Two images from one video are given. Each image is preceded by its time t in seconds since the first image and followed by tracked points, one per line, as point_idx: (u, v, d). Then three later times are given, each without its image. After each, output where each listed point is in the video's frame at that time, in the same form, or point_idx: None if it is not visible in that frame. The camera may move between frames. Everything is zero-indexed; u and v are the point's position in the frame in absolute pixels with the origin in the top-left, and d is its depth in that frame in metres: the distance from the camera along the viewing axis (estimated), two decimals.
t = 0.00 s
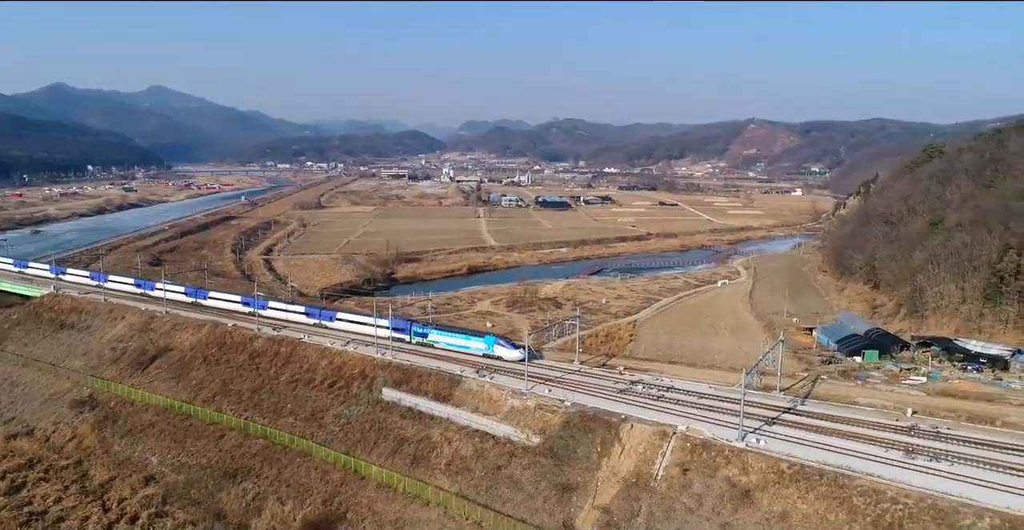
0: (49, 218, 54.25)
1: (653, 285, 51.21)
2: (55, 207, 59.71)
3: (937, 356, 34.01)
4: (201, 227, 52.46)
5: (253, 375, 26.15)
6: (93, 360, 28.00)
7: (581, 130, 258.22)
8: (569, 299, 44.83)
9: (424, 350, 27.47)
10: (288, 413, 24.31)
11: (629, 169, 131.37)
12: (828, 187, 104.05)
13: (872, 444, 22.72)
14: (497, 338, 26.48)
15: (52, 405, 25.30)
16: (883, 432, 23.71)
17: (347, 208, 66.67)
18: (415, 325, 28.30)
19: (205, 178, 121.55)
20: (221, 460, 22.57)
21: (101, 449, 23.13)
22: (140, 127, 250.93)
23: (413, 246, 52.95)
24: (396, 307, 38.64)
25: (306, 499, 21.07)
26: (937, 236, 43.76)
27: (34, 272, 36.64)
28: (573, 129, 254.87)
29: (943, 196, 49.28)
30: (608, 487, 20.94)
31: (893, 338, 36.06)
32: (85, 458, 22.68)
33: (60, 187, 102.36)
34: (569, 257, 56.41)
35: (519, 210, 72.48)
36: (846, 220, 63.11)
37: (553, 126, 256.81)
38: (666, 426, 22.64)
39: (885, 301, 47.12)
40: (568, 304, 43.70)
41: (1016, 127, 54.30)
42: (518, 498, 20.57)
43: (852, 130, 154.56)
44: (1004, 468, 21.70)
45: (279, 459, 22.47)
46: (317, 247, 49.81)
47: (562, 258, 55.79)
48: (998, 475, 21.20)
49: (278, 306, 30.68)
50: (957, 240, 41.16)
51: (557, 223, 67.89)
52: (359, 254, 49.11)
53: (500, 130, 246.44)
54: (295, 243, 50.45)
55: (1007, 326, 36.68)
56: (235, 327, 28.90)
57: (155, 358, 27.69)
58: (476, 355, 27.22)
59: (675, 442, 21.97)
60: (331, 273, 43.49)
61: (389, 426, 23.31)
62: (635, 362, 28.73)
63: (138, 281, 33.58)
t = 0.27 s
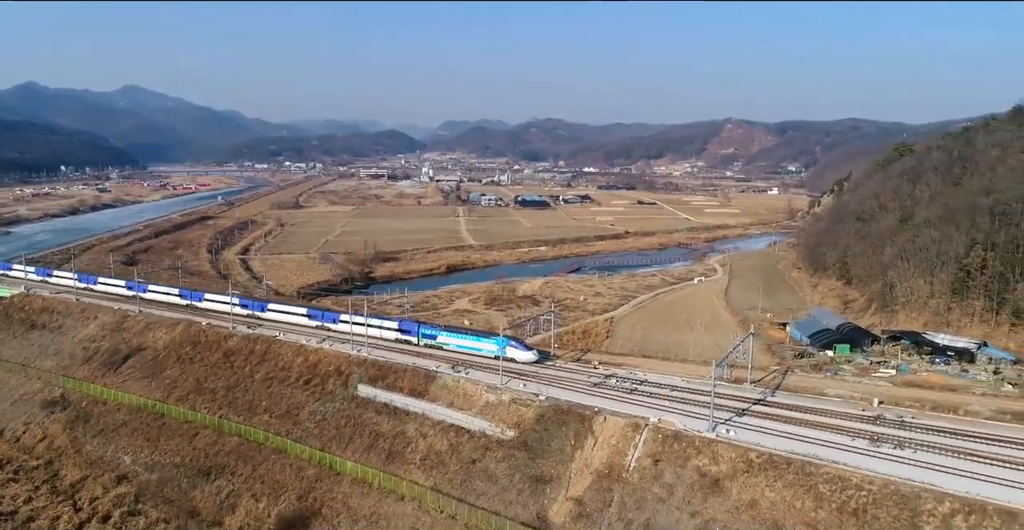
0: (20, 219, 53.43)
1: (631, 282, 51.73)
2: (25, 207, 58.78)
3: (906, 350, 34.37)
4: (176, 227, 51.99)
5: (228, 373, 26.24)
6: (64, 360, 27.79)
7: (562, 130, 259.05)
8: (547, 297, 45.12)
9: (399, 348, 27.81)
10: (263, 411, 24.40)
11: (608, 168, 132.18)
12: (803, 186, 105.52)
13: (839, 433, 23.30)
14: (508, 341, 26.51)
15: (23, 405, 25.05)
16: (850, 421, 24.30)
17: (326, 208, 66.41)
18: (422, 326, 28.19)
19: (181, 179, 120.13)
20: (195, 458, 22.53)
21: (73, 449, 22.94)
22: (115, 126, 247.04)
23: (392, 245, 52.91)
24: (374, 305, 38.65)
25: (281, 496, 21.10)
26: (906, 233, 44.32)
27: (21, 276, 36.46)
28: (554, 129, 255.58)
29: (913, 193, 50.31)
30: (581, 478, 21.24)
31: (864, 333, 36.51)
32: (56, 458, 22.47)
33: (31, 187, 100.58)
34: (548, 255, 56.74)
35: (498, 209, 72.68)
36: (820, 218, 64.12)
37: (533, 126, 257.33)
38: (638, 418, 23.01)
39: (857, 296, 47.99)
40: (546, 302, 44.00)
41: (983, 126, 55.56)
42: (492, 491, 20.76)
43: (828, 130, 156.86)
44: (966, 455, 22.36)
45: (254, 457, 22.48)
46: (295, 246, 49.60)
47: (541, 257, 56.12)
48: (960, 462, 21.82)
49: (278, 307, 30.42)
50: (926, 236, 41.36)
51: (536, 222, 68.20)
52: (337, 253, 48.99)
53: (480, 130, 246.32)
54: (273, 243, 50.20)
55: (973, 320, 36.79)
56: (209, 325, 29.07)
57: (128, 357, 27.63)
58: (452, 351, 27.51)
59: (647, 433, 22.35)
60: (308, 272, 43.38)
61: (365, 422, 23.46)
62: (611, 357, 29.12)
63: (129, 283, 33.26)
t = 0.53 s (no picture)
0: None
1: (608, 279, 52.24)
2: None
3: (876, 343, 34.95)
4: (151, 226, 51.47)
5: (202, 371, 26.26)
6: (35, 360, 27.55)
7: (541, 130, 259.80)
8: (524, 294, 45.41)
9: (375, 344, 27.97)
10: (237, 408, 24.44)
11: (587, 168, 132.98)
12: (779, 185, 107.07)
13: (806, 422, 23.85)
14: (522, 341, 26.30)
15: None
16: (818, 411, 24.86)
17: (303, 207, 66.10)
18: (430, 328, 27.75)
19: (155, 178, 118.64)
20: (169, 456, 22.45)
21: (42, 448, 22.72)
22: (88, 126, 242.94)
23: (370, 244, 52.85)
24: (351, 304, 38.64)
25: (255, 492, 21.11)
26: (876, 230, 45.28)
27: (7, 279, 36.14)
28: (534, 129, 256.25)
29: (884, 191, 51.38)
30: (554, 470, 21.53)
31: (835, 327, 37.11)
32: (26, 458, 22.23)
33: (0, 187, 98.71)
34: (526, 254, 57.05)
35: (477, 209, 72.86)
36: (794, 216, 65.15)
37: (513, 126, 257.89)
38: (611, 410, 23.37)
39: (829, 291, 48.88)
40: (524, 299, 44.28)
41: (951, 125, 56.95)
42: (467, 484, 20.97)
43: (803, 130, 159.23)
44: (928, 441, 23.04)
45: (228, 454, 22.46)
46: (271, 246, 49.36)
47: (519, 255, 56.41)
48: (923, 449, 22.44)
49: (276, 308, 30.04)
50: (896, 232, 42.12)
51: (514, 221, 68.50)
52: (314, 252, 48.85)
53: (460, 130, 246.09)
54: (249, 242, 49.93)
55: (940, 314, 37.39)
56: (183, 324, 29.04)
57: (100, 356, 27.51)
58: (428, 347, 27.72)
59: (620, 425, 22.69)
60: (285, 271, 43.23)
61: (340, 418, 23.58)
62: (586, 351, 29.49)
63: (120, 285, 32.79)
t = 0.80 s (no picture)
0: None
1: (586, 277, 52.71)
2: None
3: (847, 337, 35.45)
4: (125, 226, 50.94)
5: (176, 370, 26.23)
6: (5, 361, 27.30)
7: (520, 129, 260.51)
8: (502, 292, 45.68)
9: (351, 341, 28.10)
10: (212, 406, 24.44)
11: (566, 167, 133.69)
12: (755, 184, 108.47)
13: (775, 413, 24.35)
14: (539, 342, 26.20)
15: None
16: (787, 402, 25.41)
17: (281, 207, 65.77)
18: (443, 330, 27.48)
19: (130, 179, 117.12)
20: (142, 455, 22.36)
21: (13, 449, 22.51)
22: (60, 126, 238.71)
23: (348, 243, 52.76)
24: (328, 302, 38.60)
25: (229, 490, 21.09)
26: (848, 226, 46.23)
27: None
28: (513, 129, 256.81)
29: (855, 188, 52.41)
30: (528, 463, 21.80)
31: (808, 322, 37.65)
32: None
33: None
34: (504, 252, 57.33)
35: (456, 208, 73.01)
36: (769, 213, 66.14)
37: (493, 126, 258.16)
38: (585, 403, 23.69)
39: (803, 287, 49.72)
40: (501, 297, 44.55)
41: (921, 123, 58.24)
42: (442, 478, 21.15)
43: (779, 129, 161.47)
44: (892, 429, 23.67)
45: (203, 451, 22.44)
46: (248, 245, 49.11)
47: (497, 253, 56.66)
48: (888, 437, 23.06)
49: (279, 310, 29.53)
50: (866, 228, 43.06)
51: (493, 220, 68.73)
52: (292, 252, 48.67)
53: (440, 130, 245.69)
54: (225, 242, 49.62)
55: (910, 308, 37.90)
56: (156, 322, 28.96)
57: (72, 356, 27.37)
58: (404, 344, 27.89)
59: (593, 417, 23.02)
60: (261, 271, 43.06)
61: (315, 415, 23.68)
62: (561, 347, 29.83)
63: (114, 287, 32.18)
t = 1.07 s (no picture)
0: None
1: (564, 275, 53.11)
2: None
3: (820, 331, 36.05)
4: (98, 227, 50.38)
5: (150, 369, 26.15)
6: None
7: (501, 129, 260.72)
8: (481, 290, 45.89)
9: (327, 339, 28.17)
10: (186, 405, 24.41)
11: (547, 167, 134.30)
12: (733, 183, 109.78)
13: (746, 404, 24.83)
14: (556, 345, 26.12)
15: None
16: (759, 393, 25.91)
17: (258, 207, 65.40)
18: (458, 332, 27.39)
19: (104, 179, 115.50)
20: (115, 454, 22.25)
21: None
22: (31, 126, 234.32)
23: (326, 243, 52.64)
24: (306, 301, 38.54)
25: (204, 487, 21.07)
26: (821, 223, 47.10)
27: None
28: (494, 128, 257.03)
29: (828, 185, 53.37)
30: (504, 456, 22.04)
31: (783, 317, 38.21)
32: None
33: None
34: (484, 251, 57.54)
35: (435, 207, 73.07)
36: (746, 211, 67.07)
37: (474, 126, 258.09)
38: (560, 396, 23.99)
39: (777, 283, 50.52)
40: (480, 295, 44.77)
41: (892, 122, 59.45)
42: (418, 472, 21.32)
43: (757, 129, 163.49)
44: (859, 419, 24.25)
45: (177, 449, 22.40)
46: (225, 245, 48.82)
47: (477, 252, 56.86)
48: (855, 426, 23.64)
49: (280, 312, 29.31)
50: (838, 225, 43.93)
51: (473, 218, 68.92)
52: (269, 251, 48.46)
53: (421, 131, 245.12)
54: (201, 242, 49.27)
55: (881, 303, 38.41)
56: (130, 322, 28.86)
57: (44, 356, 27.21)
58: (381, 341, 28.02)
59: (568, 411, 23.31)
60: (238, 270, 42.84)
61: (291, 412, 23.73)
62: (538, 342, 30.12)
63: (107, 290, 31.50)
